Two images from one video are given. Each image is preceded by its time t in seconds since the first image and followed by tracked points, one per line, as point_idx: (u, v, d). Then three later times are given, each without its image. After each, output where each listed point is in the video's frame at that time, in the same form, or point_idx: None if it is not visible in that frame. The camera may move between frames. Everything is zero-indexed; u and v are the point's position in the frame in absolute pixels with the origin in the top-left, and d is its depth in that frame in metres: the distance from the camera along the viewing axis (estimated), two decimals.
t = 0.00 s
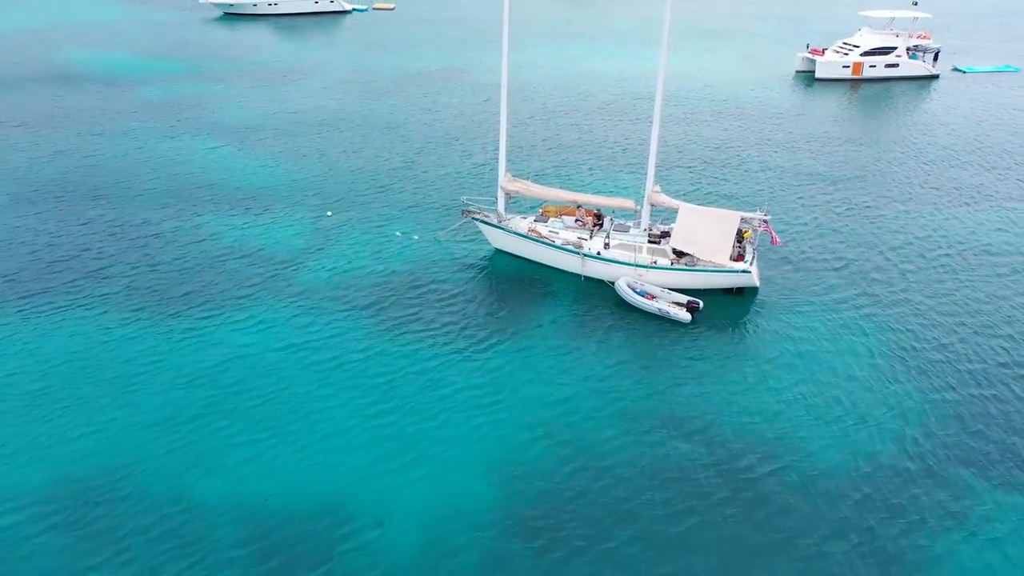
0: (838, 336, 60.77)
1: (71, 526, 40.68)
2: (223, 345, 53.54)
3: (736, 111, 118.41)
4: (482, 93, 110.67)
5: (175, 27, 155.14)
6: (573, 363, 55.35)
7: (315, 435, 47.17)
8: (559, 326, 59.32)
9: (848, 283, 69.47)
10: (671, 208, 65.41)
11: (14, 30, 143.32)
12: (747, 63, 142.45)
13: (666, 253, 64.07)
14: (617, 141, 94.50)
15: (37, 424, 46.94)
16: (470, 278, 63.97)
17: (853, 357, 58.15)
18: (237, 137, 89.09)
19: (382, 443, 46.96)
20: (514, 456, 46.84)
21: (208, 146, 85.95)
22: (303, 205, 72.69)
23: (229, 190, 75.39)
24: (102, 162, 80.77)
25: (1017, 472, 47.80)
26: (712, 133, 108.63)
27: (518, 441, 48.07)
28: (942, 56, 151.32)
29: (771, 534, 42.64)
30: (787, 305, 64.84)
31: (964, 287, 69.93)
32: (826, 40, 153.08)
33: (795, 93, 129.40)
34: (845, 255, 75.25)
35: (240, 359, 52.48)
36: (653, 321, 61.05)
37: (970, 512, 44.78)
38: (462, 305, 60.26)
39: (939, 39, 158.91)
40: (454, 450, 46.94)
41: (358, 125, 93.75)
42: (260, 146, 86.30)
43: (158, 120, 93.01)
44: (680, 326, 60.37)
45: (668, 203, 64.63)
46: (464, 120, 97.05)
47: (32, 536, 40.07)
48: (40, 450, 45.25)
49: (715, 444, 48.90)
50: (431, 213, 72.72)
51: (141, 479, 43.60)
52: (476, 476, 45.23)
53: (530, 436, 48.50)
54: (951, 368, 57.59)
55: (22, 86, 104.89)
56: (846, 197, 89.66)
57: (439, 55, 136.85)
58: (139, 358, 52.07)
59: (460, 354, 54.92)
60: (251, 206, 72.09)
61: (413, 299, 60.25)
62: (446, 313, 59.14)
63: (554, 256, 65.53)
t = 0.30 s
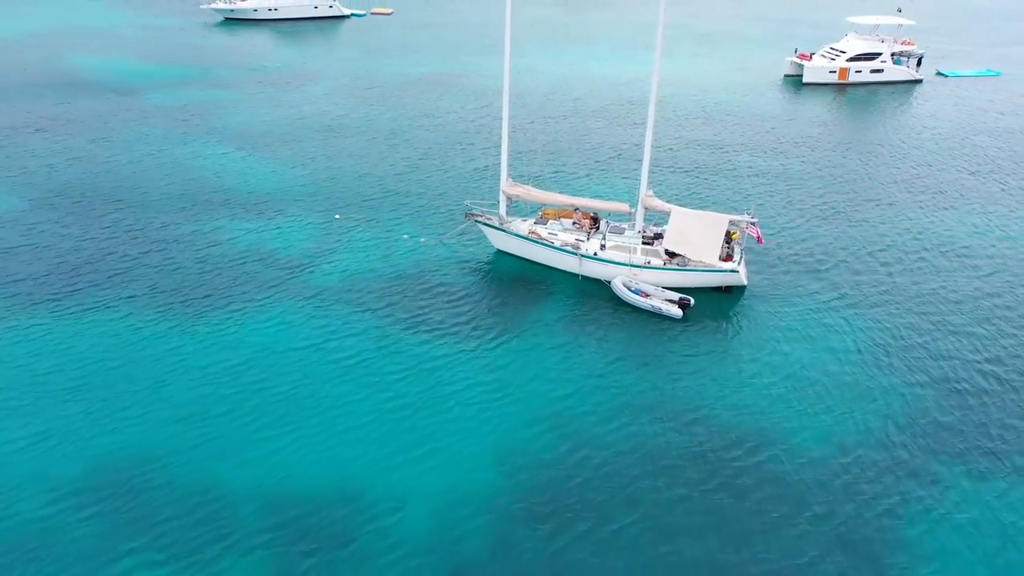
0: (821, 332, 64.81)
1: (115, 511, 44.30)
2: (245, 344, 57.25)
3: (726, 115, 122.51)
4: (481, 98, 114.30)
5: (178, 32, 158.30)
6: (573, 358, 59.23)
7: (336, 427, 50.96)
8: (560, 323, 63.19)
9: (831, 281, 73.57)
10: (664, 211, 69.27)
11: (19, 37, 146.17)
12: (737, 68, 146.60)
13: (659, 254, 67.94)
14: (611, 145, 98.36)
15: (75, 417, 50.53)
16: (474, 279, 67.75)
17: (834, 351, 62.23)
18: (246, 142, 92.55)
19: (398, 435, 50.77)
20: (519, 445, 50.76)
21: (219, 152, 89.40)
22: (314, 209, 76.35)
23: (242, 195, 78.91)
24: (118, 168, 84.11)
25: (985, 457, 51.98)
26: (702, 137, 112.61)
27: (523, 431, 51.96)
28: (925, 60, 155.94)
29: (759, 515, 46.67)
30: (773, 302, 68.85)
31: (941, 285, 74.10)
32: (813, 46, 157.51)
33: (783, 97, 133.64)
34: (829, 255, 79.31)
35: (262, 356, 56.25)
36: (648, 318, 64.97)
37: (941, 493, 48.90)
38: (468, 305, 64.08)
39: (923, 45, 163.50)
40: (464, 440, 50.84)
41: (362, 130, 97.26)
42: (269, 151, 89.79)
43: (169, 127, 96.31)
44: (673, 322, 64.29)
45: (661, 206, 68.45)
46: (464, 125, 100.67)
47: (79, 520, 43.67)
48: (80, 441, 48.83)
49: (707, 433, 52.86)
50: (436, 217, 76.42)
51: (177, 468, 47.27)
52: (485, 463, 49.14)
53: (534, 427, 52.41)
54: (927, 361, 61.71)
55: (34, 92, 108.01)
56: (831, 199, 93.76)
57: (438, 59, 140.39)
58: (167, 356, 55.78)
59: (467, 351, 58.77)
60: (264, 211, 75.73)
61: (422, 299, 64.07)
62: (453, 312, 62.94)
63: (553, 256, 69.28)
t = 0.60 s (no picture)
0: (806, 326, 68.79)
1: (151, 495, 47.93)
2: (265, 341, 60.95)
3: (717, 119, 126.64)
4: (480, 102, 117.93)
5: (182, 37, 161.62)
6: (573, 352, 63.07)
7: (353, 418, 54.73)
8: (560, 320, 66.98)
9: (817, 279, 77.59)
10: (656, 212, 73.28)
11: (26, 43, 149.19)
12: (728, 73, 150.86)
13: (653, 253, 71.93)
14: (607, 148, 102.23)
15: (108, 409, 54.12)
16: (478, 278, 71.51)
17: (818, 345, 66.22)
18: (255, 146, 96.08)
19: (411, 425, 54.56)
20: (523, 434, 54.57)
21: (229, 156, 92.87)
22: (323, 211, 79.98)
23: (254, 199, 82.43)
24: (133, 172, 87.46)
25: (957, 442, 56.08)
26: (694, 140, 116.62)
27: (526, 421, 55.78)
28: (911, 64, 160.49)
29: (747, 497, 50.64)
30: (761, 299, 72.80)
31: (921, 282, 78.17)
32: (801, 51, 161.92)
33: (772, 100, 137.88)
34: (815, 254, 83.35)
35: (282, 352, 59.97)
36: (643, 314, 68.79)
37: (915, 476, 52.93)
38: (473, 303, 67.84)
39: (909, 49, 168.00)
40: (472, 430, 54.63)
41: (367, 135, 100.82)
42: (278, 155, 93.34)
43: (179, 131, 99.65)
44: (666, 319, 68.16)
45: (653, 209, 72.51)
46: (465, 129, 104.33)
47: (118, 504, 47.23)
48: (115, 431, 52.45)
49: (699, 422, 56.79)
50: (440, 218, 80.12)
51: (206, 456, 50.95)
52: (492, 451, 52.93)
53: (537, 417, 56.23)
54: (905, 353, 65.79)
55: (46, 98, 111.28)
56: (818, 200, 97.81)
57: (437, 64, 144.03)
58: (192, 352, 59.43)
59: (473, 346, 62.55)
60: (276, 214, 79.29)
61: (429, 298, 67.82)
62: (460, 310, 66.73)
63: (553, 255, 72.99)
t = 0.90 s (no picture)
0: (791, 321, 72.98)
1: (182, 479, 51.81)
2: (282, 337, 64.89)
3: (707, 121, 130.86)
4: (478, 105, 121.82)
5: (184, 42, 164.86)
6: (571, 346, 67.16)
7: (367, 408, 58.74)
8: (559, 315, 71.01)
9: (801, 277, 81.80)
10: (648, 213, 77.39)
11: (30, 48, 151.96)
12: (718, 76, 155.12)
13: (645, 251, 76.02)
14: (601, 150, 106.25)
15: (138, 400, 57.94)
16: (480, 276, 75.50)
17: (801, 339, 70.43)
18: (262, 150, 99.73)
19: (422, 415, 58.61)
20: (526, 423, 58.62)
21: (238, 160, 96.52)
22: (331, 213, 83.81)
23: (264, 201, 86.16)
24: (146, 176, 90.91)
25: (929, 429, 60.34)
26: (685, 142, 120.79)
27: (528, 411, 59.83)
28: (896, 68, 165.10)
29: (735, 479, 54.84)
30: (749, 295, 76.98)
31: (900, 279, 82.48)
32: (790, 55, 166.34)
33: (761, 103, 142.18)
34: (800, 252, 87.59)
35: (298, 348, 63.90)
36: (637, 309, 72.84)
37: (889, 460, 57.17)
38: (476, 300, 71.84)
39: (895, 54, 172.73)
40: (479, 419, 58.70)
41: (370, 138, 104.59)
42: (285, 159, 97.08)
43: (189, 136, 103.12)
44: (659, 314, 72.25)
45: (645, 209, 76.61)
46: (465, 132, 108.20)
47: (152, 487, 51.08)
48: (145, 420, 56.28)
49: (690, 411, 60.95)
50: (443, 220, 84.02)
51: (232, 443, 54.84)
52: (497, 438, 57.02)
53: (538, 407, 60.32)
54: (883, 346, 70.08)
55: (56, 103, 114.59)
56: (804, 200, 102.04)
57: (435, 68, 147.84)
58: (214, 347, 63.30)
59: (477, 341, 66.59)
60: (286, 216, 83.08)
61: (434, 295, 71.82)
62: (464, 307, 70.75)
63: (551, 253, 76.95)
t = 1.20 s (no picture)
0: (776, 316, 77.18)
1: (208, 463, 55.75)
2: (297, 332, 68.84)
3: (698, 124, 135.09)
4: (476, 108, 125.65)
5: (186, 46, 168.24)
6: (569, 340, 71.20)
7: (378, 398, 62.75)
8: (557, 311, 75.04)
9: (787, 274, 85.99)
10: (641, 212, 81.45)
11: (36, 52, 155.09)
12: (709, 79, 159.34)
13: (638, 248, 80.07)
14: (596, 152, 110.26)
15: (164, 391, 61.83)
16: (482, 274, 79.46)
17: (786, 333, 74.62)
18: (269, 153, 103.43)
19: (429, 404, 62.67)
20: (527, 412, 62.70)
21: (246, 163, 100.24)
22: (338, 214, 87.67)
23: (273, 203, 89.95)
24: (159, 179, 94.51)
25: (905, 416, 64.56)
26: (677, 144, 124.96)
27: (529, 400, 63.88)
28: (882, 70, 169.57)
29: (723, 463, 58.97)
30: (737, 291, 81.11)
31: (882, 277, 86.74)
32: (779, 58, 170.72)
33: (751, 106, 146.45)
34: (786, 250, 91.79)
35: (312, 342, 67.88)
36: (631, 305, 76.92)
37: (866, 445, 61.39)
38: (478, 297, 75.86)
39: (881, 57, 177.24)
40: (483, 408, 62.76)
41: (372, 141, 108.36)
42: (291, 162, 100.85)
43: (198, 140, 106.73)
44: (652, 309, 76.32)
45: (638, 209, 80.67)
46: (464, 135, 112.05)
47: (180, 471, 54.99)
48: (171, 410, 60.17)
49: (682, 400, 65.07)
50: (446, 220, 87.96)
51: (252, 430, 58.79)
52: (500, 426, 61.09)
53: (538, 396, 64.40)
54: (864, 340, 74.32)
55: (67, 107, 118.08)
56: (791, 200, 106.29)
57: (433, 71, 151.60)
58: (233, 341, 67.22)
59: (480, 335, 70.62)
60: (295, 217, 86.91)
61: (439, 292, 75.83)
62: (467, 303, 74.75)
63: (549, 251, 80.94)
